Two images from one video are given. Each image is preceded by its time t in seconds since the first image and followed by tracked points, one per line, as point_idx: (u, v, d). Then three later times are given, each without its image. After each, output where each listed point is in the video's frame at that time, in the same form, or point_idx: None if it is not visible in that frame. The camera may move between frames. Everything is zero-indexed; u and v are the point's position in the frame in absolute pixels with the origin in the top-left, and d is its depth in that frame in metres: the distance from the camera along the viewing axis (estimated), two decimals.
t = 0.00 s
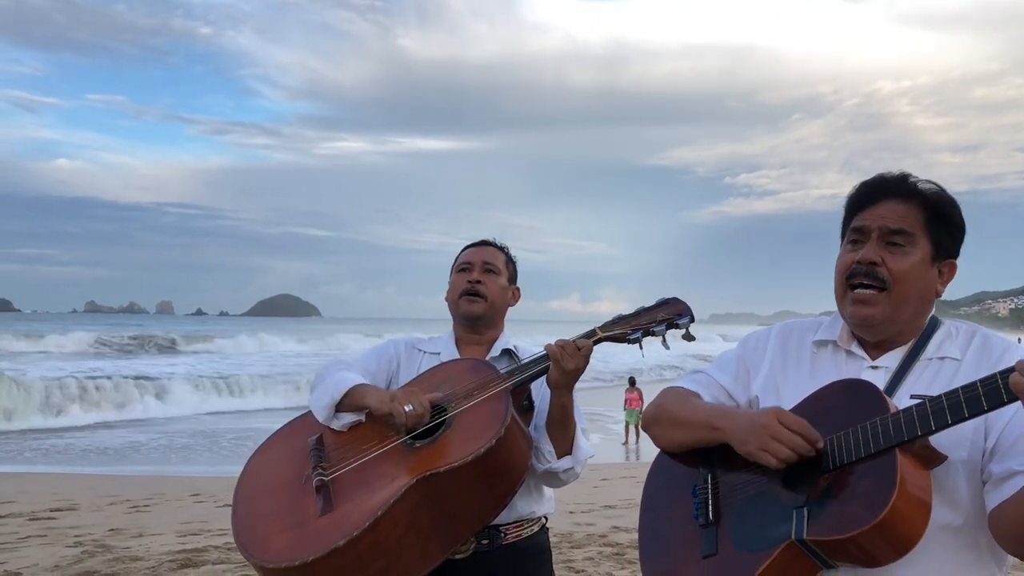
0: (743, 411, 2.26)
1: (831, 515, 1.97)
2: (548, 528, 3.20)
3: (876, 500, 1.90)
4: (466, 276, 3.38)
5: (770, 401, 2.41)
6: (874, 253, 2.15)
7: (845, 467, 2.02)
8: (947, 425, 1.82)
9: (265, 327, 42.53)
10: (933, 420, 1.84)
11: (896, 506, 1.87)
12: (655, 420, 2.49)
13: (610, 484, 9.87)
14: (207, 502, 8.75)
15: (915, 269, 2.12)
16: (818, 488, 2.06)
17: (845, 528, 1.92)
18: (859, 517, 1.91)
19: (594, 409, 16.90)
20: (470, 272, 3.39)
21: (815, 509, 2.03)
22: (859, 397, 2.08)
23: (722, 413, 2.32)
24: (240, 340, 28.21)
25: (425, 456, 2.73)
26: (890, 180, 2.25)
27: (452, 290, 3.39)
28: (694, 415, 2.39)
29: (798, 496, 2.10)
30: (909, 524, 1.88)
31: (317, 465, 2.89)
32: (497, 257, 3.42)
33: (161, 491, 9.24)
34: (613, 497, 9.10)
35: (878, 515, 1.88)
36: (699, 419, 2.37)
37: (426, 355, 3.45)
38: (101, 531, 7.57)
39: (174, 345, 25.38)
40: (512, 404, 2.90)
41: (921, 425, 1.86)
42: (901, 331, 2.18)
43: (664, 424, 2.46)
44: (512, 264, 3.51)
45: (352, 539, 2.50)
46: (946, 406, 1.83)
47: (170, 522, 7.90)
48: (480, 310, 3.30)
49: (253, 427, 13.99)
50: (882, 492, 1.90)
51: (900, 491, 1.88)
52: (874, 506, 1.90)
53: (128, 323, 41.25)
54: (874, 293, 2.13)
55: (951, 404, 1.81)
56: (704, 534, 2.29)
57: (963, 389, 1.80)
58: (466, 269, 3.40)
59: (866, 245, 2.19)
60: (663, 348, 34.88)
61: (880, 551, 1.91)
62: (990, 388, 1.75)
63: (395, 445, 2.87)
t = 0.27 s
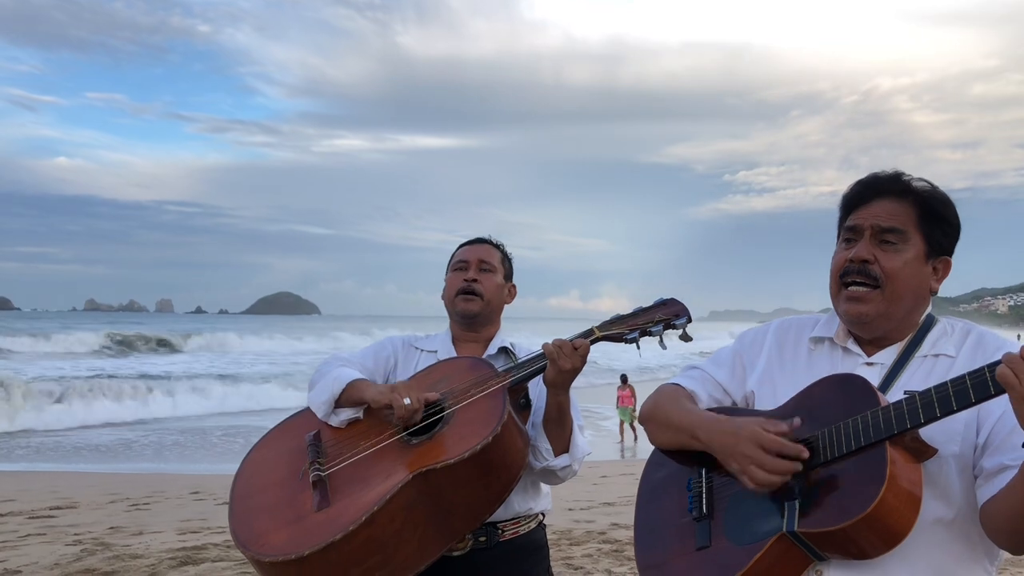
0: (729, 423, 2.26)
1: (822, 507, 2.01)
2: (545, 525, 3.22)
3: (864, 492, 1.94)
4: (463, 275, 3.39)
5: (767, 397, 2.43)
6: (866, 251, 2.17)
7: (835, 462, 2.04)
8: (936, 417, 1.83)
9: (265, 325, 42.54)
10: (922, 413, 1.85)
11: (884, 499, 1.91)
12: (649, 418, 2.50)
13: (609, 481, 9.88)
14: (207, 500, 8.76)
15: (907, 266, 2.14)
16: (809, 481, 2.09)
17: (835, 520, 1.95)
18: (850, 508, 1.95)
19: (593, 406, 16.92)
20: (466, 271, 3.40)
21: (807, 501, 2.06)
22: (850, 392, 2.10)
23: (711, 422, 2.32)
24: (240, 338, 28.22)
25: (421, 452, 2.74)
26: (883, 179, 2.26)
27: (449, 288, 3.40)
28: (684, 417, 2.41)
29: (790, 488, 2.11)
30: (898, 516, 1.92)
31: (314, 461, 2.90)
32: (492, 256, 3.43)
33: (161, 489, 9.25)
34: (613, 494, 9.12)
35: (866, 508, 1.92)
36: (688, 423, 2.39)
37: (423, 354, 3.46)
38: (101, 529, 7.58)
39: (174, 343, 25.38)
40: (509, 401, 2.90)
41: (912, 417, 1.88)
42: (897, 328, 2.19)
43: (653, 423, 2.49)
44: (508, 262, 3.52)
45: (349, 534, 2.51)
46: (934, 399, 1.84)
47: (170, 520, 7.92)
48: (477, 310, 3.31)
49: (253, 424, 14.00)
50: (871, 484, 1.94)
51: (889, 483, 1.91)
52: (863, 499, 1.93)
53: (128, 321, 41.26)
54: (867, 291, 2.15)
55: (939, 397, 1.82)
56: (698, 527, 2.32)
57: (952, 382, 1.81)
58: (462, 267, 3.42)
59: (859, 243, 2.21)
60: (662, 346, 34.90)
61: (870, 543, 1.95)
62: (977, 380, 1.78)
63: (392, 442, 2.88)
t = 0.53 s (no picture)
0: (719, 409, 2.29)
1: (812, 497, 2.03)
2: (540, 519, 3.23)
3: (853, 483, 1.96)
4: (455, 274, 3.38)
5: (761, 389, 2.44)
6: (847, 243, 2.20)
7: (826, 451, 2.07)
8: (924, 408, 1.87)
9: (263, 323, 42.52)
10: (910, 403, 1.89)
11: (873, 489, 1.93)
12: (645, 408, 2.52)
13: (606, 478, 9.90)
14: (204, 497, 8.77)
15: (888, 256, 2.16)
16: (799, 471, 2.11)
17: (825, 509, 1.98)
18: (838, 498, 1.97)
19: (591, 404, 16.93)
20: (459, 270, 3.39)
21: (797, 491, 2.08)
22: (841, 385, 2.13)
23: (700, 407, 2.35)
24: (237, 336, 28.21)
25: (417, 444, 2.76)
26: (867, 172, 2.30)
27: (442, 286, 3.40)
28: (676, 404, 2.43)
29: (781, 478, 2.14)
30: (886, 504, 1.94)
31: (310, 453, 2.91)
32: (485, 254, 3.43)
33: (158, 486, 9.26)
34: (610, 491, 9.13)
35: (855, 495, 1.94)
36: (679, 411, 2.42)
37: (416, 349, 3.47)
38: (98, 527, 7.59)
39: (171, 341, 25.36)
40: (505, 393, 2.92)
41: (900, 408, 1.91)
42: (882, 318, 2.21)
43: (650, 413, 2.50)
44: (501, 257, 3.51)
45: (344, 525, 2.52)
46: (924, 388, 1.88)
47: (167, 518, 7.93)
48: (472, 310, 3.33)
49: (251, 422, 14.00)
50: (860, 474, 1.96)
51: (878, 474, 1.94)
52: (852, 488, 1.95)
53: (126, 319, 41.21)
54: (848, 282, 2.18)
55: (928, 385, 1.87)
56: (690, 517, 2.33)
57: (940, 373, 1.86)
58: (455, 266, 3.41)
59: (841, 235, 2.24)
60: (660, 343, 34.92)
61: (859, 530, 1.97)
62: (964, 369, 1.81)
63: (387, 434, 2.89)
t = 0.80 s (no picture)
0: (713, 401, 2.31)
1: (801, 491, 2.06)
2: (533, 513, 3.25)
3: (841, 475, 1.99)
4: (444, 273, 3.38)
5: (752, 383, 2.47)
6: (824, 243, 2.26)
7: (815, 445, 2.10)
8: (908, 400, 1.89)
9: (257, 320, 42.48)
10: (895, 395, 1.92)
11: (860, 481, 1.95)
12: (639, 402, 2.54)
13: (601, 474, 9.93)
14: (199, 494, 8.78)
15: (864, 253, 2.21)
16: (788, 465, 2.14)
17: (813, 502, 2.00)
18: (826, 491, 2.00)
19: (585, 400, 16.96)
20: (447, 270, 3.39)
21: (786, 486, 2.11)
22: (828, 377, 2.16)
23: (692, 400, 2.37)
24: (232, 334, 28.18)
25: (406, 441, 2.77)
26: (845, 172, 2.35)
27: (432, 286, 3.41)
28: (669, 398, 2.45)
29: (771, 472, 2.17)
30: (874, 496, 1.97)
31: (300, 454, 2.93)
32: (473, 251, 3.41)
33: (153, 483, 9.26)
34: (604, 487, 9.16)
35: (843, 488, 1.96)
36: (671, 404, 2.44)
37: (408, 346, 3.49)
38: (93, 523, 7.59)
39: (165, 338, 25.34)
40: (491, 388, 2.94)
41: (885, 400, 1.94)
42: (867, 314, 2.25)
43: (645, 407, 2.52)
44: (488, 252, 3.51)
45: (334, 524, 2.53)
46: (908, 380, 1.91)
47: (161, 514, 7.93)
48: (462, 308, 3.35)
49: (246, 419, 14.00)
50: (847, 467, 1.98)
51: (864, 466, 1.96)
52: (839, 481, 1.98)
53: (120, 317, 41.12)
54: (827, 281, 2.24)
55: (913, 377, 1.90)
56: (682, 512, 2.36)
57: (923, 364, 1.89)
58: (443, 265, 3.40)
59: (820, 235, 2.30)
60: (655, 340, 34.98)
61: (849, 523, 1.99)
62: (946, 362, 1.84)
63: (377, 432, 2.90)
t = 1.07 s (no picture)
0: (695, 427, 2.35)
1: (791, 494, 2.08)
2: (526, 511, 3.26)
3: (831, 479, 2.01)
4: (432, 274, 3.39)
5: (740, 384, 2.50)
6: (796, 245, 2.31)
7: (804, 448, 2.11)
8: (898, 404, 1.91)
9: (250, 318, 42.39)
10: (885, 400, 1.94)
11: (850, 484, 1.97)
12: (627, 405, 2.56)
13: (593, 471, 9.95)
14: (190, 492, 8.76)
15: (832, 252, 2.24)
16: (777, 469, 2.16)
17: (802, 507, 2.03)
18: (816, 494, 2.02)
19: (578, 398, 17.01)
20: (435, 270, 3.39)
21: (775, 489, 2.13)
22: (816, 379, 2.18)
23: (682, 419, 2.40)
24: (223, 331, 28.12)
25: (402, 442, 2.78)
26: (818, 173, 2.39)
27: (420, 287, 3.42)
28: (658, 410, 2.47)
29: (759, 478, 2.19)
30: (863, 500, 1.99)
31: (296, 456, 2.93)
32: (460, 250, 3.41)
33: (144, 481, 9.23)
34: (597, 484, 9.18)
35: (832, 492, 1.98)
36: (660, 416, 2.46)
37: (398, 343, 3.51)
38: (83, 521, 7.57)
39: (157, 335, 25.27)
40: (486, 386, 2.94)
41: (873, 405, 1.96)
42: (845, 311, 2.27)
43: (632, 411, 2.55)
44: (476, 250, 3.51)
45: (334, 526, 2.54)
46: (895, 386, 1.93)
47: (152, 512, 7.91)
48: (450, 307, 3.36)
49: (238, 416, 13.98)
50: (837, 470, 2.00)
51: (853, 469, 1.98)
52: (829, 485, 2.00)
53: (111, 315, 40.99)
54: (801, 282, 2.29)
55: (900, 383, 1.91)
56: (673, 515, 2.37)
57: (911, 369, 1.90)
58: (431, 266, 3.41)
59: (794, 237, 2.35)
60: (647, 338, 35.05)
61: (841, 526, 2.02)
62: (935, 367, 1.86)
63: (373, 432, 2.91)
